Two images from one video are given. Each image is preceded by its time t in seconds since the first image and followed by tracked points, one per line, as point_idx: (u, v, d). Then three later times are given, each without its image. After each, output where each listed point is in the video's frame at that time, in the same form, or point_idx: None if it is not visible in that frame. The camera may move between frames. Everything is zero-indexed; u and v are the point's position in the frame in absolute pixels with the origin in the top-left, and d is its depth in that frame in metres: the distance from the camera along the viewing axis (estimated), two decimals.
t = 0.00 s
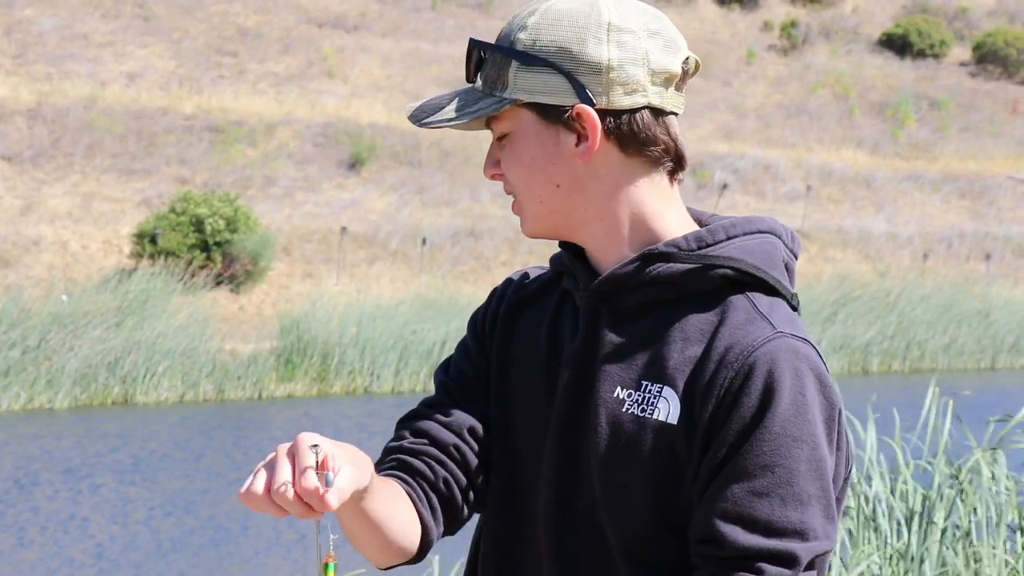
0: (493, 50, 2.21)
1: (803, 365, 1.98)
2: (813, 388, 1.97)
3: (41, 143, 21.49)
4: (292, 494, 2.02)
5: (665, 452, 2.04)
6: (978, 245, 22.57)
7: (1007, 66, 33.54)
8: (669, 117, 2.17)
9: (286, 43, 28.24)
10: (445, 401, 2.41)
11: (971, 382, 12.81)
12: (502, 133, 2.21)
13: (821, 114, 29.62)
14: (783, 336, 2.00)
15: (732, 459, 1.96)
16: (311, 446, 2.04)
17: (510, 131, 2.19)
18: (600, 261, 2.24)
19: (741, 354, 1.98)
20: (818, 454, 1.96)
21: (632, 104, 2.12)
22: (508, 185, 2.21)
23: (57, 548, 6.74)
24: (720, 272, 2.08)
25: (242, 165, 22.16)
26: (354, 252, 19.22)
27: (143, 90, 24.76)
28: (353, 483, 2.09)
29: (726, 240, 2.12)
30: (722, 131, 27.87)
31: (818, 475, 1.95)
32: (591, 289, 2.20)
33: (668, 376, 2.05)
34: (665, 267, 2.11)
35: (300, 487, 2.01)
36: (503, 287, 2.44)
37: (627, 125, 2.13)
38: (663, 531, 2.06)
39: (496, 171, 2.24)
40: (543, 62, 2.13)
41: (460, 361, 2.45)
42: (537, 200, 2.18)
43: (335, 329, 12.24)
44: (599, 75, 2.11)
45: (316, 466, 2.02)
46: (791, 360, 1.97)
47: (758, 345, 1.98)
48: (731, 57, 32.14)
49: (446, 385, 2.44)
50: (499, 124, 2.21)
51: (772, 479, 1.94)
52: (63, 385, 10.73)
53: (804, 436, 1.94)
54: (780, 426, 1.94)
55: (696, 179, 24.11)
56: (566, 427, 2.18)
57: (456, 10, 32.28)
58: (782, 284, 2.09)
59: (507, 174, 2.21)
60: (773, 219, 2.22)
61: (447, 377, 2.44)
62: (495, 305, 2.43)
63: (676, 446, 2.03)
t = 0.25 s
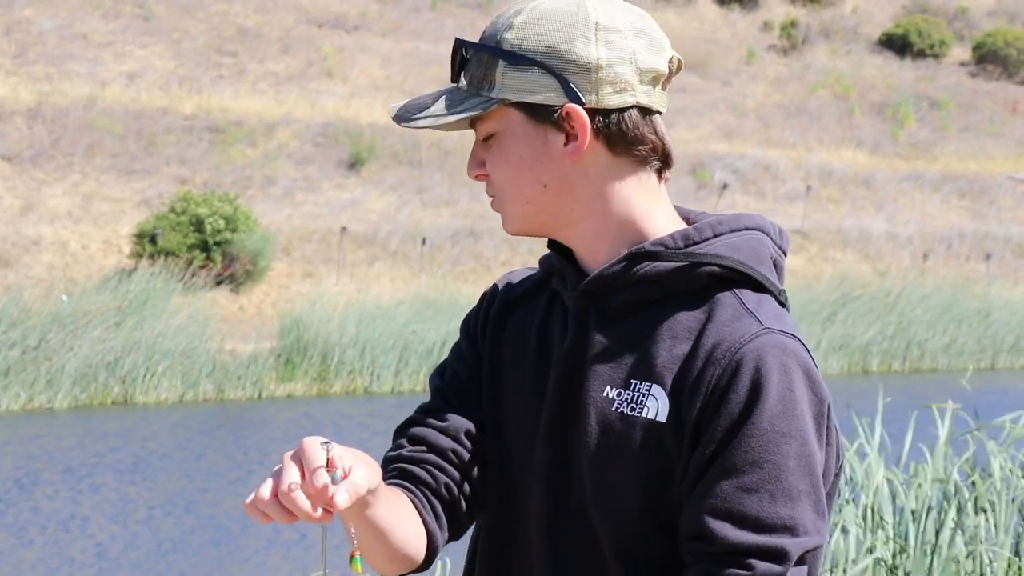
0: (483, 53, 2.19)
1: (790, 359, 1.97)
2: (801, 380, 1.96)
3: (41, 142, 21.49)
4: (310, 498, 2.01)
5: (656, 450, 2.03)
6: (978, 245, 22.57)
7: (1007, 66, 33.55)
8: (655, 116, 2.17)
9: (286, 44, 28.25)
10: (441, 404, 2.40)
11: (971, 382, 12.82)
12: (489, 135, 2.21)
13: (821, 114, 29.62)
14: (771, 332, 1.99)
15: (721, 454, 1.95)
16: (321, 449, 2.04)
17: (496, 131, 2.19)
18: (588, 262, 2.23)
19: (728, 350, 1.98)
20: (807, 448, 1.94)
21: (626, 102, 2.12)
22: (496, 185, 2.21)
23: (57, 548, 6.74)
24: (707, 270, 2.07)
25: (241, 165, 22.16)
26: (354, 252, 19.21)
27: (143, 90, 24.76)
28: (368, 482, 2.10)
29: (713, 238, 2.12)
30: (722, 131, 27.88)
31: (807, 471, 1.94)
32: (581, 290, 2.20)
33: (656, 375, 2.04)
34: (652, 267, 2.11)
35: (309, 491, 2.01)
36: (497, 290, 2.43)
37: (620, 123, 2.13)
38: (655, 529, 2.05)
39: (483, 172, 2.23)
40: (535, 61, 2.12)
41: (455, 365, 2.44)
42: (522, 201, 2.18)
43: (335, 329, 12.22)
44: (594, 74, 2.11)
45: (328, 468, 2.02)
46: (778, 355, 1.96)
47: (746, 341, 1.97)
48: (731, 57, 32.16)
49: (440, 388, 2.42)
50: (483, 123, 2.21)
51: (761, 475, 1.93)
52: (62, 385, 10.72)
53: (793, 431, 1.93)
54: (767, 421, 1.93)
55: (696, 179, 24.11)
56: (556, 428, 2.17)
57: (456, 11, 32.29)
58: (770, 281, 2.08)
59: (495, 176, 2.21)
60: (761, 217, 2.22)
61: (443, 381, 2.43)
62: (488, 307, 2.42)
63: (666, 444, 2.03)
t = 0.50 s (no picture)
0: (526, 7, 2.21)
1: (774, 348, 1.97)
2: (783, 365, 1.96)
3: (40, 143, 21.49)
4: (324, 498, 2.01)
5: (640, 445, 2.02)
6: (978, 245, 22.57)
7: (1008, 66, 33.53)
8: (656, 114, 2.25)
9: (285, 44, 28.28)
10: (423, 414, 2.35)
11: (970, 381, 12.84)
12: (555, 102, 2.14)
13: (821, 114, 29.63)
14: (751, 320, 1.98)
15: (708, 444, 1.94)
16: (340, 450, 2.02)
17: (579, 100, 2.12)
18: (567, 255, 2.24)
19: (712, 340, 1.97)
20: (793, 432, 1.94)
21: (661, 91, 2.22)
22: (560, 152, 2.11)
23: (57, 548, 6.74)
24: (686, 262, 2.07)
25: (241, 165, 22.17)
26: (354, 252, 19.22)
27: (143, 90, 24.78)
28: (391, 493, 2.09)
29: (689, 231, 2.13)
30: (722, 131, 27.89)
31: (793, 458, 1.93)
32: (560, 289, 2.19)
33: (640, 368, 2.03)
34: (632, 259, 2.11)
35: (328, 494, 1.99)
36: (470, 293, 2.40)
37: (638, 101, 2.18)
38: (642, 523, 2.04)
39: (532, 137, 2.13)
40: (598, 13, 2.15)
41: (431, 369, 2.41)
42: (601, 175, 2.12)
43: (335, 329, 12.13)
44: (638, 44, 2.17)
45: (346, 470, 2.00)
46: (761, 344, 1.96)
47: (727, 331, 1.97)
48: (731, 58, 32.18)
49: (418, 394, 2.39)
50: (560, 87, 2.12)
51: (747, 462, 1.92)
52: (62, 385, 10.72)
53: (776, 418, 1.92)
54: (754, 408, 1.92)
55: (696, 179, 24.11)
56: (541, 427, 2.15)
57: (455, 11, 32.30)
58: (746, 271, 2.09)
59: (552, 141, 2.12)
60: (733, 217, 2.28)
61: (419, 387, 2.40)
62: (463, 309, 2.39)
63: (653, 439, 2.01)
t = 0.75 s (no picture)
0: None
1: (772, 349, 1.98)
2: (785, 367, 1.97)
3: (41, 142, 21.48)
4: (330, 504, 2.00)
5: (640, 444, 2.02)
6: (978, 244, 22.56)
7: (1007, 65, 33.52)
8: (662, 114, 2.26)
9: (285, 43, 28.28)
10: (412, 413, 2.31)
11: (970, 381, 12.81)
12: (569, 97, 2.14)
13: (821, 113, 29.63)
14: (751, 321, 2.00)
15: (711, 444, 1.95)
16: (350, 460, 2.02)
17: (595, 98, 2.13)
18: (560, 256, 2.24)
19: (713, 340, 1.98)
20: (794, 434, 1.95)
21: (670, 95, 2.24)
22: (569, 148, 2.12)
23: (58, 548, 6.73)
24: (683, 262, 2.08)
25: (241, 164, 22.16)
26: (354, 251, 19.22)
27: (143, 89, 24.77)
28: (395, 505, 2.07)
29: (681, 230, 2.14)
30: (722, 130, 27.88)
31: (793, 456, 1.95)
32: (555, 287, 2.18)
33: (640, 367, 2.03)
34: (630, 259, 2.11)
35: (334, 500, 1.98)
36: (455, 289, 2.37)
37: (648, 102, 2.19)
38: (641, 523, 2.04)
39: (544, 132, 2.13)
40: (621, 11, 2.15)
41: (414, 367, 2.37)
42: (610, 174, 2.13)
43: (335, 328, 12.15)
44: (652, 43, 2.19)
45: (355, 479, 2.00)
46: (762, 344, 1.98)
47: (729, 331, 1.98)
48: (731, 57, 32.18)
49: (403, 391, 2.36)
50: (577, 82, 2.13)
51: (750, 462, 1.93)
52: (62, 385, 10.71)
53: (777, 418, 1.94)
54: (757, 409, 1.93)
55: (696, 178, 24.10)
56: (538, 428, 2.14)
57: (456, 10, 32.29)
58: (741, 272, 2.10)
59: (563, 137, 2.12)
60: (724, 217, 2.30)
61: (403, 384, 2.36)
62: (449, 306, 2.36)
63: (653, 438, 2.01)
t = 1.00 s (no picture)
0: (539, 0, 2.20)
1: (771, 352, 1.99)
2: (784, 370, 1.98)
3: (40, 142, 21.49)
4: (321, 519, 2.03)
5: (639, 445, 2.02)
6: (977, 243, 22.56)
7: (1007, 65, 33.50)
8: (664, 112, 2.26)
9: (285, 43, 28.30)
10: (410, 410, 2.30)
11: (970, 381, 12.80)
12: (559, 95, 2.15)
13: (821, 113, 29.63)
14: (751, 323, 2.00)
15: (709, 446, 1.95)
16: (340, 471, 2.04)
17: (586, 97, 2.14)
18: (558, 255, 2.24)
19: (713, 343, 1.98)
20: (792, 438, 1.96)
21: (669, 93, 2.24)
22: (561, 147, 2.13)
23: (59, 549, 6.72)
24: (682, 264, 2.08)
25: (241, 164, 22.16)
26: (353, 251, 19.23)
27: (143, 89, 24.79)
28: (388, 520, 2.07)
29: (680, 232, 2.15)
30: (722, 130, 27.88)
31: (791, 459, 1.96)
32: (554, 285, 2.18)
33: (639, 368, 2.03)
34: (629, 260, 2.11)
35: (327, 511, 2.00)
36: (451, 285, 2.36)
37: (644, 101, 2.20)
38: (637, 524, 2.04)
39: (535, 130, 2.14)
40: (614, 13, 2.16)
41: (409, 364, 2.37)
42: (603, 173, 2.14)
43: (335, 328, 12.17)
44: (651, 45, 2.20)
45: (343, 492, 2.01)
46: (761, 347, 1.98)
47: (729, 333, 1.98)
48: (730, 57, 32.19)
49: (397, 389, 2.35)
50: (567, 81, 2.13)
51: (748, 465, 1.93)
52: (62, 385, 10.71)
53: (775, 423, 1.94)
54: (754, 413, 1.94)
55: (696, 178, 24.11)
56: (536, 427, 2.13)
57: (455, 10, 32.30)
58: (739, 274, 2.11)
59: (553, 136, 2.14)
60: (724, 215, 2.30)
61: (399, 381, 2.35)
62: (445, 304, 2.35)
63: (652, 439, 2.02)
